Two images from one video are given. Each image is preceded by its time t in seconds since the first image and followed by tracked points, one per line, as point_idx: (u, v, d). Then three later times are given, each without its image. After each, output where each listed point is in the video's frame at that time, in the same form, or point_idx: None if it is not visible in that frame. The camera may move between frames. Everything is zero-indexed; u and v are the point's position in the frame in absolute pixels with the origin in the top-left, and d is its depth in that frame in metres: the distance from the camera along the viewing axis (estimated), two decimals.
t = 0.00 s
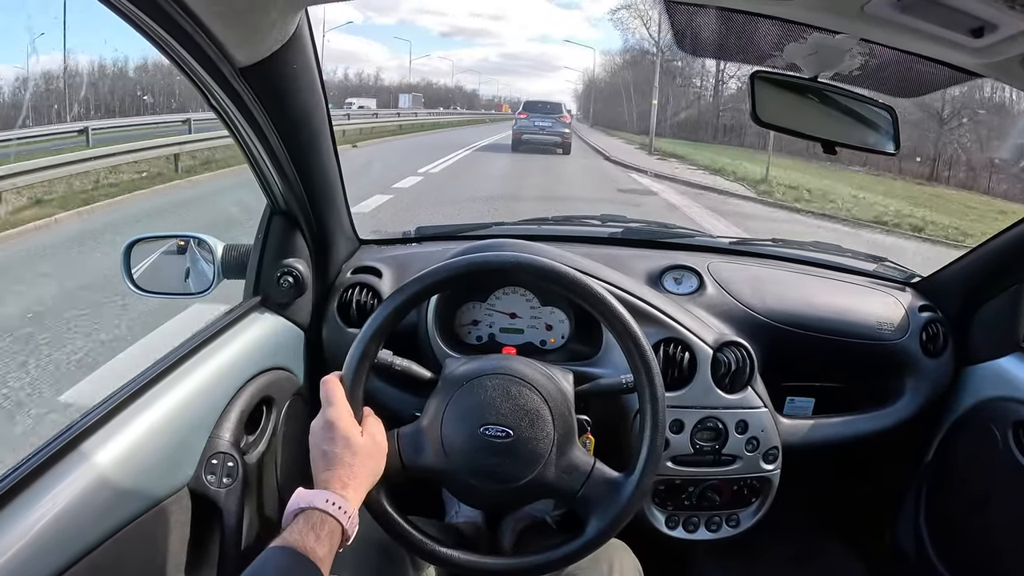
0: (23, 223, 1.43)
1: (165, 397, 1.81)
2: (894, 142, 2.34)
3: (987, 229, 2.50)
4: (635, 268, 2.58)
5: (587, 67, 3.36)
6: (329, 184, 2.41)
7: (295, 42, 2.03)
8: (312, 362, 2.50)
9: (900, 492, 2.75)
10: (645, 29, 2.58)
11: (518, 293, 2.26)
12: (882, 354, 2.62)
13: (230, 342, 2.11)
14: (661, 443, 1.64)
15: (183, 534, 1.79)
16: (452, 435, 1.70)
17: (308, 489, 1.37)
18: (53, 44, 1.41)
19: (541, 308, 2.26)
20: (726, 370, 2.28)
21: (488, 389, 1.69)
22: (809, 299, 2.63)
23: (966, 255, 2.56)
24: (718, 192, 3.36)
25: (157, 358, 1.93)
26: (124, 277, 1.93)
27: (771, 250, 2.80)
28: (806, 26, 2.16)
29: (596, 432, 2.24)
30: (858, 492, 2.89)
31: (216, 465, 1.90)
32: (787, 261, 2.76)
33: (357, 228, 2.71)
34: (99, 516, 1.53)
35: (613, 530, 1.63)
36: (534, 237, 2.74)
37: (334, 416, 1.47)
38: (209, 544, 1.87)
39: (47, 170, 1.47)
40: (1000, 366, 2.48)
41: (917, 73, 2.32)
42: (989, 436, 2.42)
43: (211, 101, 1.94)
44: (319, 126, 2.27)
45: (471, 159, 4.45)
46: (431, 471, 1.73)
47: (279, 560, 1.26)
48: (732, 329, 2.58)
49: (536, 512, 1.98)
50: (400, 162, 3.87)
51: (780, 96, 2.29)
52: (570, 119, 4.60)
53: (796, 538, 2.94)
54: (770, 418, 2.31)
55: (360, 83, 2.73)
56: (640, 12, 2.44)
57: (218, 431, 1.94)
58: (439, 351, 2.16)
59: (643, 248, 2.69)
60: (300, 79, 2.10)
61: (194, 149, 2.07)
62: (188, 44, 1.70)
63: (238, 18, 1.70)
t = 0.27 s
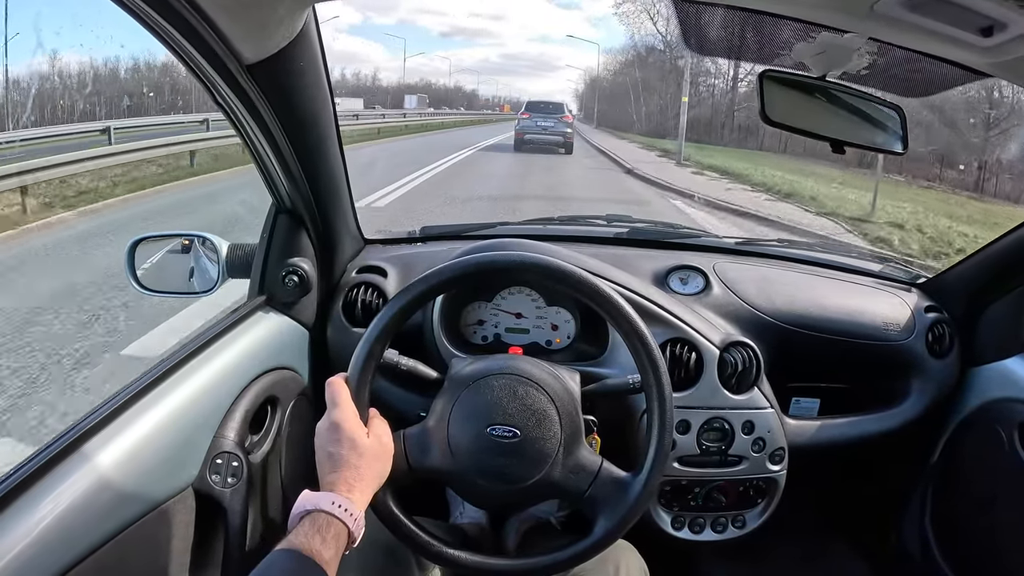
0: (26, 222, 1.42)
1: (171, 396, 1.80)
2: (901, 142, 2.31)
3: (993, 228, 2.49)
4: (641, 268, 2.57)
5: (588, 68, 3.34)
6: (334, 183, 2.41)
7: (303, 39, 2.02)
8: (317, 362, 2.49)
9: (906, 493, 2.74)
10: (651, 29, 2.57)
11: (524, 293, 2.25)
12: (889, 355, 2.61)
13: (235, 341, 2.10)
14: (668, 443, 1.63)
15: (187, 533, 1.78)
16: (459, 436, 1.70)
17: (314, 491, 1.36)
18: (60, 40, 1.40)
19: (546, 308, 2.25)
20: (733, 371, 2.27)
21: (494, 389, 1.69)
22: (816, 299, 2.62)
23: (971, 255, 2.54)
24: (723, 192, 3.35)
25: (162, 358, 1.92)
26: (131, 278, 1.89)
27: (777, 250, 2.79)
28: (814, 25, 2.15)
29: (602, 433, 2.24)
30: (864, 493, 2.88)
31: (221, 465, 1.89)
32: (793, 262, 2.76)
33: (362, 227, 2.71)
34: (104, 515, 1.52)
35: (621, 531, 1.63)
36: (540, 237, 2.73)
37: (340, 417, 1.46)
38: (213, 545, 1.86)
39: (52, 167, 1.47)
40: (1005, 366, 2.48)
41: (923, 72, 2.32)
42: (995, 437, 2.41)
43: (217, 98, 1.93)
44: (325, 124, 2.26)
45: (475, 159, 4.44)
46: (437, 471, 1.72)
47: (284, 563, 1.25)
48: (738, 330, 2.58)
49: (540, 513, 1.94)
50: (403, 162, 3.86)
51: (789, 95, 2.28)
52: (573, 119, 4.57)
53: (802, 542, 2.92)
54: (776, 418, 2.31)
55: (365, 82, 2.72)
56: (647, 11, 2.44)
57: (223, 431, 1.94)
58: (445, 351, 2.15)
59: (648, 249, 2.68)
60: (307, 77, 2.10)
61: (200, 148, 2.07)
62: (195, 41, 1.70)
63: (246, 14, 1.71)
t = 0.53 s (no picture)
0: (27, 223, 1.40)
1: (174, 393, 1.80)
2: (908, 142, 2.32)
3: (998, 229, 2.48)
4: (645, 268, 2.57)
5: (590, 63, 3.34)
6: (338, 181, 2.41)
7: (309, 36, 2.02)
8: (321, 360, 2.49)
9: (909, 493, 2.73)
10: (657, 28, 2.57)
11: (528, 292, 2.25)
12: (893, 356, 2.61)
13: (239, 339, 2.10)
14: (672, 442, 1.63)
15: (190, 531, 1.77)
16: (463, 434, 1.69)
17: (319, 491, 1.36)
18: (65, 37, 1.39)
19: (550, 307, 2.25)
20: (736, 371, 2.27)
21: (499, 387, 1.68)
22: (820, 299, 2.62)
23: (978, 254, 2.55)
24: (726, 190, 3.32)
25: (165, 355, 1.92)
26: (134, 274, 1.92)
27: (781, 250, 2.78)
28: (821, 23, 2.15)
29: (606, 432, 2.23)
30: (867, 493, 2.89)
31: (223, 462, 1.89)
32: (797, 262, 2.75)
33: (366, 226, 2.71)
34: (107, 511, 1.52)
35: (625, 530, 1.62)
36: (544, 236, 2.73)
37: (344, 417, 1.45)
38: (216, 542, 1.86)
39: (55, 164, 1.46)
40: (1009, 368, 2.47)
41: (930, 72, 2.31)
42: (999, 438, 2.40)
43: (223, 95, 1.93)
44: (330, 121, 2.26)
45: (479, 158, 4.43)
46: (442, 469, 1.72)
47: (287, 562, 1.24)
48: (742, 329, 2.57)
49: (543, 511, 1.91)
50: (407, 160, 3.86)
51: (793, 94, 2.28)
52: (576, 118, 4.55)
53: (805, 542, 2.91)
54: (780, 418, 2.30)
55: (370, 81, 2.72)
56: (653, 10, 2.43)
57: (226, 428, 1.93)
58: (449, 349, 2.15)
59: (652, 248, 2.68)
60: (313, 74, 2.10)
61: (204, 144, 2.07)
62: (200, 37, 1.69)
63: (252, 13, 1.69)
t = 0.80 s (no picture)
0: (29, 224, 1.41)
1: (174, 392, 1.80)
2: (908, 141, 2.31)
3: (999, 230, 2.48)
4: (646, 268, 2.57)
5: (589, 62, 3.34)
6: (339, 181, 2.41)
7: (306, 37, 2.03)
8: (322, 359, 2.50)
9: (911, 495, 2.72)
10: (658, 27, 2.57)
11: (528, 291, 2.25)
12: (893, 356, 2.60)
13: (239, 338, 2.10)
14: (671, 442, 1.63)
15: (190, 529, 1.78)
16: (462, 434, 1.70)
17: (318, 491, 1.36)
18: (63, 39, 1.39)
19: (551, 306, 2.25)
20: (736, 371, 2.27)
21: (497, 387, 1.69)
22: (820, 299, 2.61)
23: (980, 253, 2.56)
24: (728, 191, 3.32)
25: (165, 354, 1.92)
26: (135, 273, 1.93)
27: (782, 250, 2.78)
28: (821, 23, 2.15)
29: (606, 432, 2.24)
30: (868, 493, 2.89)
31: (223, 461, 1.89)
32: (798, 262, 2.75)
33: (367, 225, 2.71)
34: (106, 510, 1.52)
35: (624, 529, 1.63)
36: (544, 236, 2.74)
37: (343, 417, 1.46)
38: (215, 541, 1.86)
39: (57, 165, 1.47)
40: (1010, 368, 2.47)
41: (932, 72, 2.30)
42: (1000, 439, 2.40)
43: (223, 96, 1.93)
44: (329, 120, 2.26)
45: (481, 159, 4.43)
46: (441, 470, 1.73)
47: (285, 562, 1.25)
48: (743, 330, 2.57)
49: (543, 511, 1.91)
50: (410, 161, 3.86)
51: (792, 94, 2.30)
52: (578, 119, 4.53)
53: (805, 539, 2.93)
54: (780, 419, 2.30)
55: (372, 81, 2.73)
56: (654, 10, 2.43)
57: (226, 427, 1.94)
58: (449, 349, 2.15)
59: (653, 248, 2.68)
60: (312, 74, 2.10)
61: (205, 144, 2.07)
62: (199, 38, 1.70)
63: (250, 13, 1.71)
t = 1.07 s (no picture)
0: (32, 226, 1.42)
1: (176, 393, 1.81)
2: (909, 142, 2.31)
3: (1001, 231, 2.48)
4: (647, 269, 2.57)
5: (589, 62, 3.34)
6: (341, 182, 2.41)
7: (307, 40, 2.04)
8: (324, 360, 2.50)
9: (913, 496, 2.72)
10: (659, 29, 2.57)
11: (530, 293, 2.25)
12: (895, 358, 2.60)
13: (241, 339, 2.11)
14: (672, 443, 1.63)
15: (193, 530, 1.78)
16: (463, 435, 1.70)
17: (321, 494, 1.37)
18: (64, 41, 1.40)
19: (552, 308, 2.25)
20: (738, 373, 2.27)
21: (499, 389, 1.69)
22: (822, 301, 2.61)
23: (982, 255, 2.54)
24: (731, 192, 3.32)
25: (167, 355, 1.93)
26: (137, 273, 1.93)
27: (784, 251, 2.78)
28: (822, 25, 2.15)
29: (608, 433, 2.24)
30: (870, 495, 2.89)
31: (225, 462, 1.90)
32: (800, 263, 2.75)
33: (369, 226, 2.71)
34: (108, 511, 1.52)
35: (626, 530, 1.63)
36: (546, 237, 2.74)
37: (345, 420, 1.46)
38: (217, 542, 1.86)
39: (59, 167, 1.48)
40: (1012, 369, 2.46)
41: (933, 73, 2.30)
42: (1002, 440, 2.39)
43: (224, 98, 1.94)
44: (331, 122, 2.27)
45: (483, 160, 4.44)
46: (442, 471, 1.73)
47: (288, 565, 1.25)
48: (744, 331, 2.57)
49: (544, 512, 1.90)
50: (412, 162, 3.87)
51: (794, 95, 2.30)
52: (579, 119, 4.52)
53: (808, 541, 2.93)
54: (782, 420, 2.30)
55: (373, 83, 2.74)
56: (654, 11, 2.43)
57: (229, 428, 1.94)
58: (450, 350, 2.15)
59: (655, 249, 2.68)
60: (313, 76, 2.11)
61: (207, 147, 2.08)
62: (199, 40, 1.71)
63: (253, 19, 1.73)
